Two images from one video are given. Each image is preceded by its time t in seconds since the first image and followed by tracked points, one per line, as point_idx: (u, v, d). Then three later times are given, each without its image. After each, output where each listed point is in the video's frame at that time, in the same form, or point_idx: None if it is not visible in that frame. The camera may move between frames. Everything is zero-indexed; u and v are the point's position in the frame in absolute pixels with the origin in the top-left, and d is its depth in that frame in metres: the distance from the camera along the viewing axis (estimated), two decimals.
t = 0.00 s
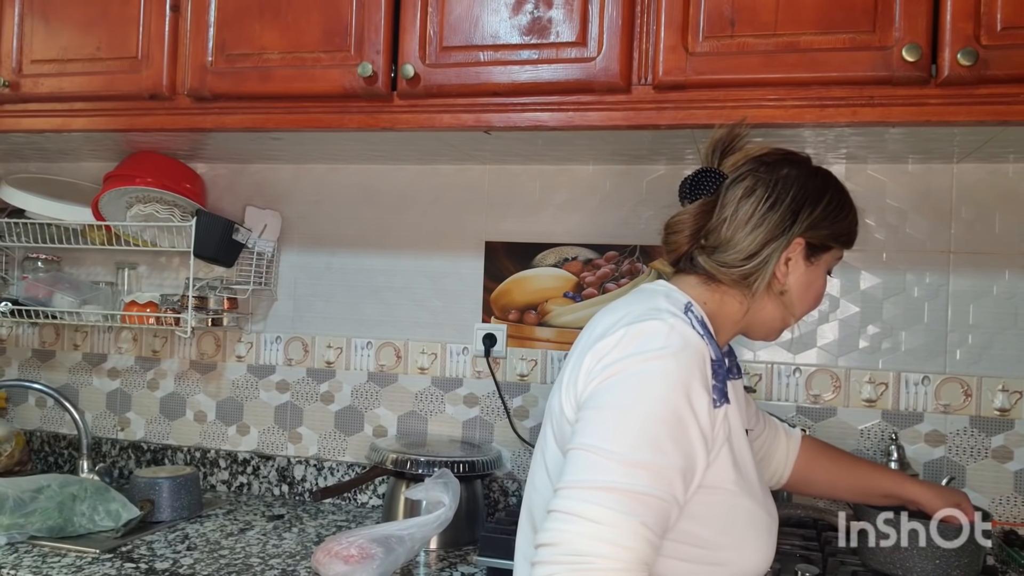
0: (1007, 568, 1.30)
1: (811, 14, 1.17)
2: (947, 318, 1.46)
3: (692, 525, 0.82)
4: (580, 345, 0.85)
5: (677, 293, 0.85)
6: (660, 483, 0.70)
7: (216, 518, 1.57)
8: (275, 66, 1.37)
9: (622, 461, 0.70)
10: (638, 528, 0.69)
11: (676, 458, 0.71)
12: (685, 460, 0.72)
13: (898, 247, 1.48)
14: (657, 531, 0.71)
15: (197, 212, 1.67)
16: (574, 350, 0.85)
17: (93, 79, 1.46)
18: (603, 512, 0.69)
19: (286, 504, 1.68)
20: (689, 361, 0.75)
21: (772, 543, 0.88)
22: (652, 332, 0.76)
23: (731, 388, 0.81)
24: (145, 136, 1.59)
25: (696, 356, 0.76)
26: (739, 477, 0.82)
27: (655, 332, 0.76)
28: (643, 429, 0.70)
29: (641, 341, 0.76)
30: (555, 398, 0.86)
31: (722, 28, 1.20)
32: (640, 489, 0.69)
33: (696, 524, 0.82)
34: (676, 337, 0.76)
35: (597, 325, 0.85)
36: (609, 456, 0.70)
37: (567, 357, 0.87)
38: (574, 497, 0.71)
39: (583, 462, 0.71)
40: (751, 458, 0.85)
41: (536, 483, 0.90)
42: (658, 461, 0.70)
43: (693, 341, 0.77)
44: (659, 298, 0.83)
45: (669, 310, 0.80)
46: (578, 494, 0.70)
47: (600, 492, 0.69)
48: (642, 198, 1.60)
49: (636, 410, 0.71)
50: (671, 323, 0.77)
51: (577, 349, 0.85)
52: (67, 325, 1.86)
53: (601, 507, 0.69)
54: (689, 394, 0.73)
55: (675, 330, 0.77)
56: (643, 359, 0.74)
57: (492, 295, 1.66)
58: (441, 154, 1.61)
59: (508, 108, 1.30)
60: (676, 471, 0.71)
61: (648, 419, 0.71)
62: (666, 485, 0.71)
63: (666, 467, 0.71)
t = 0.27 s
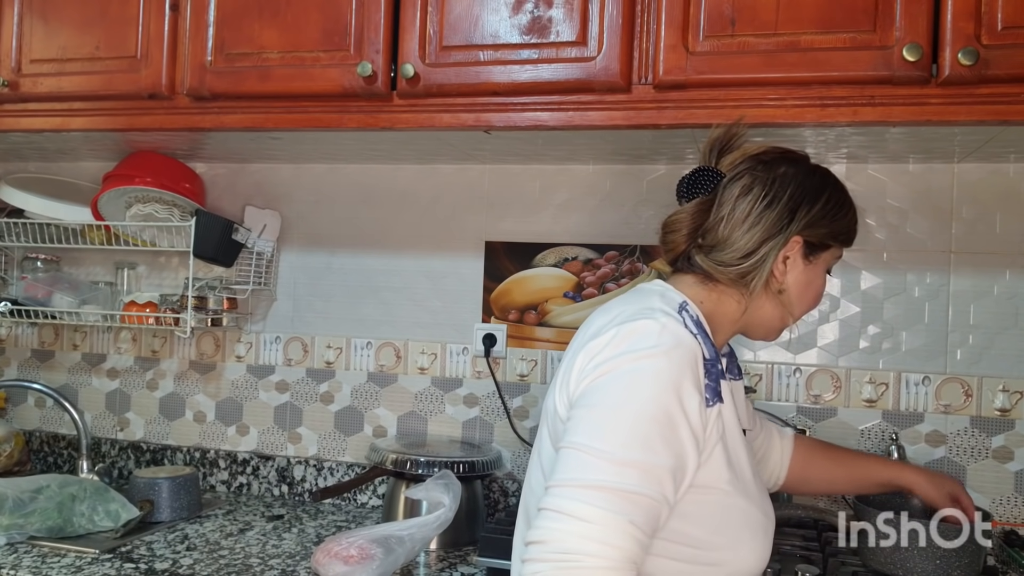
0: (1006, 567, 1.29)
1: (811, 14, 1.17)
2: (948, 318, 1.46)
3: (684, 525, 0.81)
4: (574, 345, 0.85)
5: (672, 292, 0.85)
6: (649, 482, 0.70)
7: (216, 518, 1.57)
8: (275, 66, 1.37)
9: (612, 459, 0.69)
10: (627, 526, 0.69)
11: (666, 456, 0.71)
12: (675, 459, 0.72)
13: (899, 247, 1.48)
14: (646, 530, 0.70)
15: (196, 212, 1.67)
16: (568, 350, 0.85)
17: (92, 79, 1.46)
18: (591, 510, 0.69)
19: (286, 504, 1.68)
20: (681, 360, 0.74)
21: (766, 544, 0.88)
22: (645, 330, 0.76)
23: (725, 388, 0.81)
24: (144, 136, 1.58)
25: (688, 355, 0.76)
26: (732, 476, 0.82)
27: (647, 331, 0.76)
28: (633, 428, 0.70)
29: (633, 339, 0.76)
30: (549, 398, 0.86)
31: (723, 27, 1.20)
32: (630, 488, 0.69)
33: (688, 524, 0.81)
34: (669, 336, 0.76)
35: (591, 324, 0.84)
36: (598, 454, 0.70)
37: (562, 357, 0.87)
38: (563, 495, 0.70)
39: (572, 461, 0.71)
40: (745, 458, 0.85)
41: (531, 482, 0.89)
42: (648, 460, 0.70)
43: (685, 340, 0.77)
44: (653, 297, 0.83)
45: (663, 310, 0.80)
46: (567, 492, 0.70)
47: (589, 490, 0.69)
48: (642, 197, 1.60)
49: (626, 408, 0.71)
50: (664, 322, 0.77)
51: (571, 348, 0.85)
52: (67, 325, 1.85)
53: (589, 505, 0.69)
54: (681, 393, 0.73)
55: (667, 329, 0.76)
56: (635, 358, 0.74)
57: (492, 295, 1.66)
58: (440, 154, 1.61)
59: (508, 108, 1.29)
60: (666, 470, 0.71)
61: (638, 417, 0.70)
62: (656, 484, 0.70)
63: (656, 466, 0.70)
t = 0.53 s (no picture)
0: (1008, 568, 1.27)
1: (811, 14, 1.17)
2: (948, 318, 1.46)
3: (678, 527, 0.81)
4: (567, 347, 0.85)
5: (665, 293, 0.85)
6: (640, 488, 0.70)
7: (216, 518, 1.57)
8: (275, 66, 1.37)
9: (602, 465, 0.69)
10: (618, 532, 0.69)
11: (657, 461, 0.71)
12: (667, 464, 0.71)
13: (898, 247, 1.48)
14: (637, 536, 0.70)
15: (196, 212, 1.67)
16: (561, 353, 0.85)
17: (92, 79, 1.46)
18: (582, 517, 0.69)
19: (286, 504, 1.68)
20: (672, 364, 0.74)
21: (762, 546, 0.87)
22: (636, 334, 0.76)
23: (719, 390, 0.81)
24: (144, 136, 1.58)
25: (680, 358, 0.75)
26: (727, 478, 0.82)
27: (639, 334, 0.76)
28: (623, 433, 0.70)
29: (625, 343, 0.76)
30: (542, 400, 0.86)
31: (723, 27, 1.20)
32: (620, 494, 0.69)
33: (681, 526, 0.81)
34: (660, 339, 0.76)
35: (583, 326, 0.84)
36: (589, 460, 0.70)
37: (555, 359, 0.87)
38: (554, 501, 0.70)
39: (563, 466, 0.71)
40: (740, 459, 0.85)
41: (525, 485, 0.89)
42: (639, 465, 0.70)
43: (677, 343, 0.76)
44: (645, 299, 0.82)
45: (655, 312, 0.80)
46: (558, 498, 0.70)
47: (579, 496, 0.69)
48: (642, 197, 1.60)
49: (617, 413, 0.71)
50: (655, 325, 0.77)
51: (564, 351, 0.85)
52: (67, 325, 1.85)
53: (579, 511, 0.69)
54: (672, 397, 0.73)
55: (659, 333, 0.76)
56: (626, 362, 0.74)
57: (492, 295, 1.66)
58: (440, 154, 1.61)
59: (508, 108, 1.29)
60: (657, 475, 0.70)
61: (628, 422, 0.70)
62: (647, 490, 0.70)
63: (647, 471, 0.70)
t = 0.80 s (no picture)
0: (1008, 568, 1.26)
1: (811, 14, 1.17)
2: (947, 318, 1.46)
3: (684, 533, 0.81)
4: (568, 350, 0.85)
5: (667, 295, 0.85)
6: (644, 497, 0.70)
7: (216, 518, 1.57)
8: (275, 66, 1.37)
9: (606, 475, 0.69)
10: (622, 543, 0.69)
11: (662, 471, 0.71)
12: (671, 473, 0.71)
13: (898, 247, 1.48)
14: (641, 546, 0.70)
15: (196, 212, 1.67)
16: (563, 355, 0.85)
17: (92, 79, 1.46)
18: (586, 527, 0.69)
19: (286, 504, 1.68)
20: (677, 371, 0.74)
21: (764, 548, 0.88)
22: (640, 340, 0.76)
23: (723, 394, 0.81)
24: (144, 136, 1.58)
25: (685, 365, 0.75)
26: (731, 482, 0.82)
27: (644, 340, 0.76)
28: (628, 442, 0.70)
29: (629, 349, 0.75)
30: (544, 403, 0.86)
31: (723, 27, 1.20)
32: (625, 504, 0.69)
33: (687, 532, 0.81)
34: (665, 345, 0.75)
35: (585, 329, 0.84)
36: (593, 470, 0.69)
37: (556, 362, 0.86)
38: (557, 511, 0.70)
39: (567, 476, 0.71)
40: (744, 463, 0.85)
41: (525, 486, 0.89)
42: (643, 475, 0.70)
43: (681, 349, 0.76)
44: (648, 301, 0.82)
45: (658, 316, 0.80)
46: (561, 508, 0.70)
47: (583, 507, 0.69)
48: (642, 197, 1.60)
49: (621, 421, 0.71)
50: (659, 331, 0.77)
51: (565, 354, 0.84)
52: (67, 325, 1.85)
53: (583, 522, 0.69)
54: (677, 405, 0.73)
55: (664, 339, 0.76)
56: (630, 369, 0.73)
57: (492, 295, 1.66)
58: (440, 153, 1.61)
59: (508, 108, 1.29)
60: (662, 484, 0.70)
61: (633, 432, 0.70)
62: (651, 499, 0.70)
63: (651, 481, 0.70)
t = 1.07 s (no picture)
0: (1007, 567, 1.27)
1: (811, 14, 1.17)
2: (947, 318, 1.46)
3: (684, 531, 0.81)
4: (560, 352, 0.84)
5: (658, 293, 0.85)
6: (646, 497, 0.70)
7: (216, 518, 1.57)
8: (275, 66, 1.37)
9: (607, 477, 0.69)
10: (627, 544, 0.69)
11: (662, 469, 0.71)
12: (671, 470, 0.71)
13: (898, 247, 1.48)
14: (646, 546, 0.70)
15: (196, 212, 1.67)
16: (554, 358, 0.85)
17: (92, 79, 1.46)
18: (591, 530, 0.68)
19: (286, 504, 1.68)
20: (672, 368, 0.74)
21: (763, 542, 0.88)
22: (633, 338, 0.76)
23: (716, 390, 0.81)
24: (144, 136, 1.58)
25: (678, 361, 0.75)
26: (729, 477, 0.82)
27: (637, 339, 0.76)
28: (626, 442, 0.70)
29: (623, 349, 0.75)
30: (537, 406, 0.86)
31: (723, 27, 1.20)
32: (628, 505, 0.69)
33: (687, 530, 0.81)
34: (659, 343, 0.75)
35: (576, 331, 0.84)
36: (595, 473, 0.69)
37: (548, 364, 0.86)
38: (561, 515, 0.70)
39: (567, 480, 0.70)
40: (740, 457, 0.85)
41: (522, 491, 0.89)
42: (643, 474, 0.69)
43: (675, 346, 0.76)
44: (637, 299, 0.82)
45: (649, 314, 0.80)
46: (564, 513, 0.70)
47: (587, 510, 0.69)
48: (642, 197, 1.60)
49: (618, 422, 0.70)
50: (652, 329, 0.77)
51: (557, 357, 0.84)
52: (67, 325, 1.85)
53: (588, 525, 0.69)
54: (673, 403, 0.73)
55: (657, 336, 0.76)
56: (625, 368, 0.73)
57: (492, 295, 1.66)
58: (440, 153, 1.61)
59: (509, 108, 1.29)
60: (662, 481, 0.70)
61: (630, 431, 0.70)
62: (652, 498, 0.70)
63: (652, 480, 0.70)
